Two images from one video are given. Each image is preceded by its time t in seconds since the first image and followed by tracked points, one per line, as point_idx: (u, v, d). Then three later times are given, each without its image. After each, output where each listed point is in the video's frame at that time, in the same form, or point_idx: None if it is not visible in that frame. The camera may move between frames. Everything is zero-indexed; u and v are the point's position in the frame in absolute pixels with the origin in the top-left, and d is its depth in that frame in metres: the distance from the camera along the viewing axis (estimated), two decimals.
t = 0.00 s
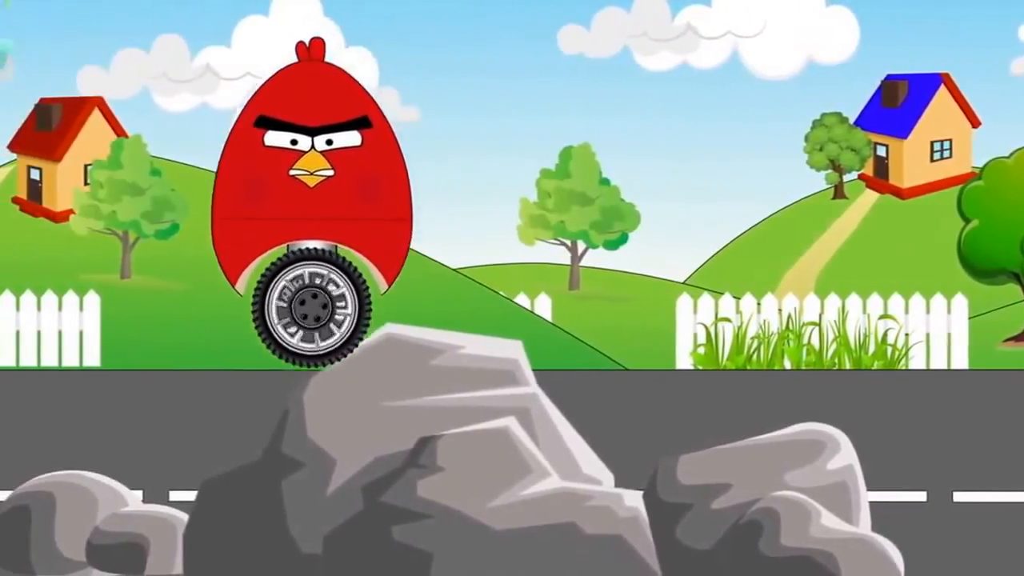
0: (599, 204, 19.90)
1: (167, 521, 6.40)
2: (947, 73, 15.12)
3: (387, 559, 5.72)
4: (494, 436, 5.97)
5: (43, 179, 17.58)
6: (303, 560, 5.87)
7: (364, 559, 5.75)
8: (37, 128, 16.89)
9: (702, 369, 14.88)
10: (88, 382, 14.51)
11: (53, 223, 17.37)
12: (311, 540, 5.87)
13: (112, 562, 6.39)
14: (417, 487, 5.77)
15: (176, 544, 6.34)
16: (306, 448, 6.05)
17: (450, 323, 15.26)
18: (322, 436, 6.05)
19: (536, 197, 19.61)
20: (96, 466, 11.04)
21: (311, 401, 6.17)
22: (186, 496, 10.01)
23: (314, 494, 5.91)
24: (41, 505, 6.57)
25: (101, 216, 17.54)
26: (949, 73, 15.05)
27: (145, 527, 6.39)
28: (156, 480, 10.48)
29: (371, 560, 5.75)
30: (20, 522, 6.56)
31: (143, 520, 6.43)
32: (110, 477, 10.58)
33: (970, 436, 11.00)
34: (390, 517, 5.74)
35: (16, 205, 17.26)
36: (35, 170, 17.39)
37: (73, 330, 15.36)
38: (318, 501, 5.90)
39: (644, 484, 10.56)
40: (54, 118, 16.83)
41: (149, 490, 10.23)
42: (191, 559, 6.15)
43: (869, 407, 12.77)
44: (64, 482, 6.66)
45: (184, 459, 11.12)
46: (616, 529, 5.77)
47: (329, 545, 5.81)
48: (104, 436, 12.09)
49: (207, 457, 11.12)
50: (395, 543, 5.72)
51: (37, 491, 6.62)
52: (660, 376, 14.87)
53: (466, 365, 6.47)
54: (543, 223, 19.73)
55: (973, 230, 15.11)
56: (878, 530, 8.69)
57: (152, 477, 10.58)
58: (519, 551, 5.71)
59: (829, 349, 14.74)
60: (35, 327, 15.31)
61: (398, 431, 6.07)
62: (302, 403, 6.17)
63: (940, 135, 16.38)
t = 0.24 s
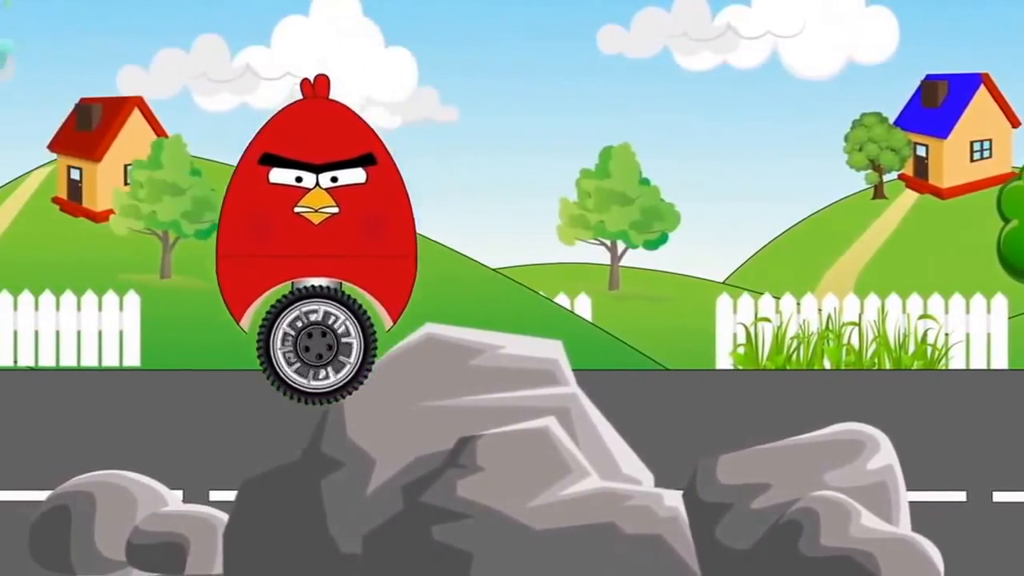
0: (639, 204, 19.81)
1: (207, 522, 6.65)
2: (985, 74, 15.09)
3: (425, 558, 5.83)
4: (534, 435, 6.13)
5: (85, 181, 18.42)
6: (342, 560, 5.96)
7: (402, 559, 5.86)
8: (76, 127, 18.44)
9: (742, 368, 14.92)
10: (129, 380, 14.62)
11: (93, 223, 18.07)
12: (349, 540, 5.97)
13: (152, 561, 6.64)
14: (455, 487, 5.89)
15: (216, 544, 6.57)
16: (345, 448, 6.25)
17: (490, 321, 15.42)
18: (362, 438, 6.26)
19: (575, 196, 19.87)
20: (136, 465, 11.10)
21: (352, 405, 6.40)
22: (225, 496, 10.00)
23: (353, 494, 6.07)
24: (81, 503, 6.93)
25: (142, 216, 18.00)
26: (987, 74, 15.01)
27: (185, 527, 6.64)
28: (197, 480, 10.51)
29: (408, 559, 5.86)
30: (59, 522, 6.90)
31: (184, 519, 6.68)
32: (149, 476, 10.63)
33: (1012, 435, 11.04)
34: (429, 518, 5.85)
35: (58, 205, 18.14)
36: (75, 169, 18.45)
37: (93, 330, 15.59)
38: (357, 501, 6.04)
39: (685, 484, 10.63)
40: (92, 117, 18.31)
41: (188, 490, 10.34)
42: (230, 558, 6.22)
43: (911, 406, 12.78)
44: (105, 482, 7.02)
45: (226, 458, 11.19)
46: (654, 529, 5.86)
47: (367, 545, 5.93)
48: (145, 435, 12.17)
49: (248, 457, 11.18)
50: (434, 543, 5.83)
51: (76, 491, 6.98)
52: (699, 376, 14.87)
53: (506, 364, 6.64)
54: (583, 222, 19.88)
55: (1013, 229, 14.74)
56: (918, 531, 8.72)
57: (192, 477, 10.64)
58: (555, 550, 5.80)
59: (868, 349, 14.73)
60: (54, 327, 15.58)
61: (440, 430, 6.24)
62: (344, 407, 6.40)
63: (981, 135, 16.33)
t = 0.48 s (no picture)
0: (680, 204, 21.37)
1: (249, 522, 6.55)
2: None
3: (466, 560, 5.81)
4: (576, 435, 6.07)
5: (126, 181, 19.95)
6: (385, 560, 5.95)
7: (444, 560, 5.84)
8: (120, 131, 20.59)
9: (783, 368, 14.92)
10: (172, 380, 14.68)
11: (134, 222, 19.59)
12: (391, 540, 5.95)
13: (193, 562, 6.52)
14: (497, 488, 5.85)
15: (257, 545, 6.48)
16: (386, 449, 6.19)
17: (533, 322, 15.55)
18: (404, 438, 6.19)
19: (618, 196, 21.64)
20: (177, 465, 11.10)
21: (394, 401, 6.33)
22: (267, 495, 9.98)
23: (396, 493, 6.02)
24: (121, 504, 6.78)
25: (183, 216, 19.17)
26: None
27: (227, 528, 6.53)
28: (240, 480, 10.52)
29: (450, 559, 5.83)
30: (100, 522, 6.77)
31: (225, 520, 6.57)
32: (192, 476, 10.65)
33: None
34: (472, 518, 5.82)
35: (101, 204, 20.04)
36: (117, 170, 20.22)
37: (113, 329, 15.83)
38: (400, 501, 5.99)
39: (726, 484, 10.71)
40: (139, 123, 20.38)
41: (231, 490, 10.35)
42: (272, 559, 6.25)
43: (954, 406, 12.78)
44: (147, 482, 6.85)
45: (271, 459, 11.25)
46: (697, 530, 5.80)
47: (410, 546, 5.91)
48: (186, 437, 12.19)
49: (292, 458, 11.23)
50: (475, 543, 5.80)
51: (119, 492, 6.82)
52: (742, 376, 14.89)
53: (552, 364, 6.53)
54: (626, 222, 21.61)
55: None
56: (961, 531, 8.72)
57: (233, 477, 10.64)
58: (596, 551, 5.77)
59: (909, 349, 14.74)
60: (95, 327, 15.85)
61: (480, 429, 6.17)
62: (385, 404, 6.33)
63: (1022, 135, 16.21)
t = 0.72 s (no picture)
0: (720, 204, 21.41)
1: (289, 522, 6.68)
2: None
3: (507, 559, 5.88)
4: (617, 436, 6.17)
5: (167, 181, 20.18)
6: (426, 560, 6.01)
7: (484, 559, 5.91)
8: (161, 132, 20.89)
9: (823, 369, 14.89)
10: (214, 382, 14.90)
11: (175, 222, 19.87)
12: (432, 540, 6.01)
13: (233, 561, 6.64)
14: (539, 488, 5.95)
15: (297, 544, 6.61)
16: (428, 449, 6.27)
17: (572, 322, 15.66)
18: (446, 439, 6.27)
19: (658, 197, 21.72)
20: (220, 464, 11.27)
21: (435, 402, 6.40)
22: (307, 496, 10.09)
23: (437, 493, 6.09)
24: (164, 503, 6.93)
25: (223, 216, 19.42)
26: None
27: (267, 527, 6.66)
28: (281, 482, 10.64)
29: (492, 558, 5.90)
30: (143, 522, 6.92)
31: (265, 520, 6.70)
32: (234, 477, 10.79)
33: None
34: (513, 518, 5.91)
35: (143, 205, 20.36)
36: (157, 170, 20.46)
37: (154, 330, 16.10)
38: (441, 501, 6.06)
39: (765, 485, 10.77)
40: (179, 123, 20.68)
41: (272, 490, 10.48)
42: (313, 560, 6.33)
43: (998, 406, 12.79)
44: (187, 483, 7.02)
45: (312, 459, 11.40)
46: (738, 530, 5.90)
47: (451, 546, 5.97)
48: (228, 438, 12.38)
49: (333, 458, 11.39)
50: (516, 543, 5.88)
51: (161, 492, 6.98)
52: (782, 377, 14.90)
53: (594, 364, 6.67)
54: (666, 222, 21.69)
55: None
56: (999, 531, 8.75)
57: (275, 478, 10.77)
58: (635, 550, 5.84)
59: (950, 350, 14.77)
60: (136, 328, 16.11)
61: (523, 430, 6.27)
62: (426, 405, 6.40)
63: None
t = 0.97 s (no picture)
0: (761, 205, 21.43)
1: (330, 522, 6.74)
2: None
3: (548, 559, 5.82)
4: (658, 434, 6.10)
5: (207, 181, 19.61)
6: (467, 559, 6.00)
7: (526, 559, 5.86)
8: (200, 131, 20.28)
9: (863, 368, 14.94)
10: (257, 383, 15.13)
11: (215, 222, 19.41)
12: (473, 541, 5.99)
13: (275, 560, 6.71)
14: (579, 488, 5.86)
15: (337, 544, 6.68)
16: (468, 449, 6.21)
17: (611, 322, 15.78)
18: (486, 437, 6.21)
19: (699, 197, 21.77)
20: (262, 464, 11.45)
21: (476, 400, 6.36)
22: (347, 496, 10.22)
23: (478, 492, 6.05)
24: (204, 504, 6.98)
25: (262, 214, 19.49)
26: None
27: (308, 527, 6.72)
28: (321, 482, 10.81)
29: (533, 559, 5.85)
30: (183, 522, 6.98)
31: (307, 520, 6.76)
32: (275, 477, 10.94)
33: None
34: (553, 518, 5.83)
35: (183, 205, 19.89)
36: (198, 170, 19.87)
37: (194, 330, 16.36)
38: (481, 500, 6.02)
39: (806, 484, 10.83)
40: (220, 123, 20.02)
41: (312, 490, 10.63)
42: (356, 559, 6.38)
43: None
44: (228, 482, 7.06)
45: (352, 459, 11.57)
46: (778, 530, 5.83)
47: (492, 545, 5.93)
48: (269, 439, 12.56)
49: (372, 458, 11.55)
50: (557, 542, 5.81)
51: (200, 492, 7.04)
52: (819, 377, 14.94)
53: (635, 364, 6.63)
54: (707, 222, 21.74)
55: None
56: None
57: (315, 478, 10.92)
58: (677, 550, 5.77)
59: (991, 349, 14.72)
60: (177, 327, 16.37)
61: (562, 429, 6.21)
62: (467, 403, 6.37)
63: None
